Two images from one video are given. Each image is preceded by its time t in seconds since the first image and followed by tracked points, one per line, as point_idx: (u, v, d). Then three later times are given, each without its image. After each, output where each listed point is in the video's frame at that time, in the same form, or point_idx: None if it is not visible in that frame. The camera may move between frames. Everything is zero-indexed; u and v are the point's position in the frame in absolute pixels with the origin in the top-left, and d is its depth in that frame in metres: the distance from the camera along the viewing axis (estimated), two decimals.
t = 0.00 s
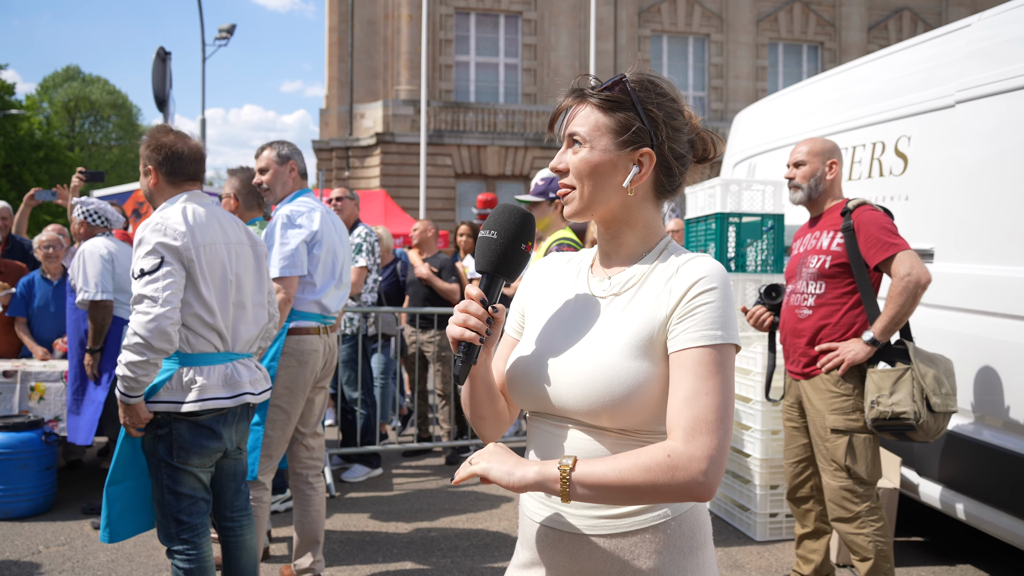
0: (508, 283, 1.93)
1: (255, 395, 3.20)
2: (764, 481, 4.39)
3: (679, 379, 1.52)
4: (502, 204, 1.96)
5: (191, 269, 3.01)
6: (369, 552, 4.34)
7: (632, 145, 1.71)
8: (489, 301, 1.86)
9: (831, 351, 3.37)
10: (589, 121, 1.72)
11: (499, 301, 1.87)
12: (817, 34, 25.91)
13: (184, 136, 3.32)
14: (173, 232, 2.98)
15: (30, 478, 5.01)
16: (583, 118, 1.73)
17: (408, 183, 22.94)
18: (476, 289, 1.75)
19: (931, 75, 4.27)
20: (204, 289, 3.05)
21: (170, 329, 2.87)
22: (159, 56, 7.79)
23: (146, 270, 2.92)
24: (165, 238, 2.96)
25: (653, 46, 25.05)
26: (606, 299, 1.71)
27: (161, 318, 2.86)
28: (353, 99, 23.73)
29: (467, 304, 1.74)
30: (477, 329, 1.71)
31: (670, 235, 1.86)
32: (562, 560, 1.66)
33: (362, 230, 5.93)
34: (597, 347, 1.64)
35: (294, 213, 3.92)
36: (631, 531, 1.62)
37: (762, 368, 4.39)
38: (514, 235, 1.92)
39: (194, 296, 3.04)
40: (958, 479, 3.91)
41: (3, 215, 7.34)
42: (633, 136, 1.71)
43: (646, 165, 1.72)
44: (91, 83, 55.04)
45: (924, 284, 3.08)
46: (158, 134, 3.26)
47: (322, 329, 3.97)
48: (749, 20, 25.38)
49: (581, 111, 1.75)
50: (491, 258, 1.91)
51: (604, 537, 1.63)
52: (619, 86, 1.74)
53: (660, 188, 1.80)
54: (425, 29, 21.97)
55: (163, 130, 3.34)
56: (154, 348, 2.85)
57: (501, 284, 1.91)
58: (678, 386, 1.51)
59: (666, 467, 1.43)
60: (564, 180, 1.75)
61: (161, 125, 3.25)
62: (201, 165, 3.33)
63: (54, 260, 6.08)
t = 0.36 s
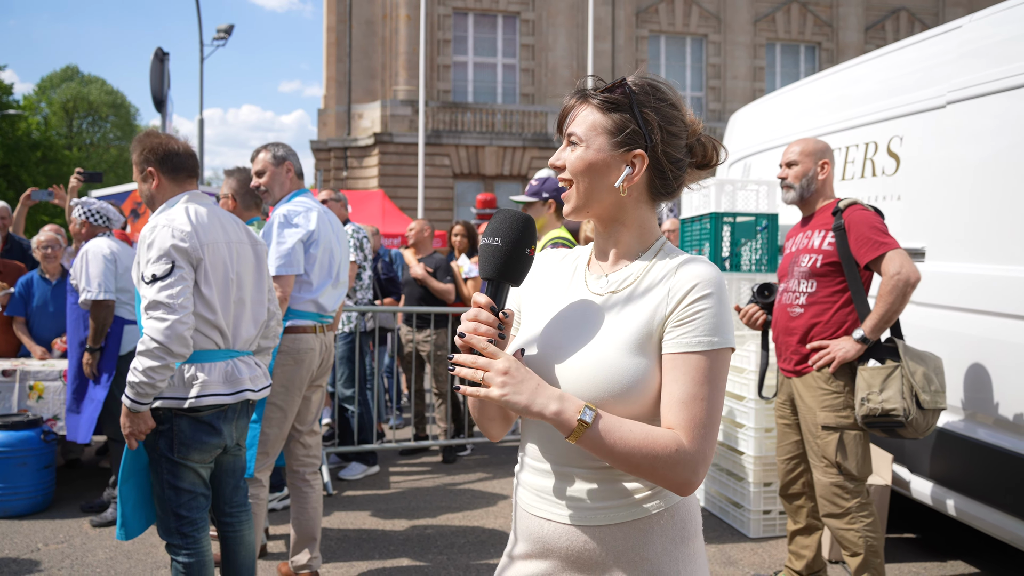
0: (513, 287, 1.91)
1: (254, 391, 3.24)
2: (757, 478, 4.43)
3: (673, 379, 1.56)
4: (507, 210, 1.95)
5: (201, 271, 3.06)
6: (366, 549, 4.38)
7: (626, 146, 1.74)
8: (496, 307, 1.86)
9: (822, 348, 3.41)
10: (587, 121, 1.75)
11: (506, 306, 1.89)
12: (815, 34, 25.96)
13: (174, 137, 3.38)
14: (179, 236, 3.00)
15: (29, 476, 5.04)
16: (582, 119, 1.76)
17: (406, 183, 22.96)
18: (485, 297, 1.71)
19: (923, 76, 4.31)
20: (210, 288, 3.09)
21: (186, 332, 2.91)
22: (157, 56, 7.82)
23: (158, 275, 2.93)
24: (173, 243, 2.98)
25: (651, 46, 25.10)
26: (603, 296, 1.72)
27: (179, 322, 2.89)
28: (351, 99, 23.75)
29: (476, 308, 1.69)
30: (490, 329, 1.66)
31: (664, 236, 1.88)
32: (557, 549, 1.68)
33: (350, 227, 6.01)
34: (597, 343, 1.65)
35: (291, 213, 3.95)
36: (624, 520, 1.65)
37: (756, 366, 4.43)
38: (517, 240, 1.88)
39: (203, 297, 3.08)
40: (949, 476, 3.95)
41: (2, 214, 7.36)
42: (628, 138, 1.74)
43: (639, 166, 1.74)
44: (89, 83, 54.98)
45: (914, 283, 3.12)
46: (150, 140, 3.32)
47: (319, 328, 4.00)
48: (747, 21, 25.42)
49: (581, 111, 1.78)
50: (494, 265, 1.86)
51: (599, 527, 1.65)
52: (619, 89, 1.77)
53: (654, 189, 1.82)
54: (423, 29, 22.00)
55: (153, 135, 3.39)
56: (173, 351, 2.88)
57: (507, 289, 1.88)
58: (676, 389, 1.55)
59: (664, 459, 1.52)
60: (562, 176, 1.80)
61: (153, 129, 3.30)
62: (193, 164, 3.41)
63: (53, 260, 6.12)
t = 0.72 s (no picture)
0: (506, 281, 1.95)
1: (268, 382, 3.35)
2: (747, 473, 4.50)
3: (642, 372, 1.63)
4: (498, 207, 1.99)
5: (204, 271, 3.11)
6: (361, 544, 4.43)
7: (610, 149, 1.80)
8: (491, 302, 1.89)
9: (808, 345, 3.47)
10: (571, 128, 1.81)
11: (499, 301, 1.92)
12: (811, 35, 26.04)
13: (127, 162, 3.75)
14: (178, 237, 3.02)
15: (27, 473, 5.09)
16: (566, 126, 1.82)
17: (404, 183, 23.01)
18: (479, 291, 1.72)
19: (908, 77, 4.37)
20: (206, 287, 3.12)
21: (179, 331, 2.93)
22: (154, 57, 7.87)
23: (157, 276, 2.96)
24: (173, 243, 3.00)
25: (649, 47, 25.19)
26: (587, 292, 1.77)
27: (173, 322, 2.92)
28: (349, 100, 23.81)
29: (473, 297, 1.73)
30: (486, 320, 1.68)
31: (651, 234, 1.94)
32: (539, 533, 1.74)
33: (344, 226, 6.07)
34: (579, 335, 1.71)
35: (288, 212, 4.00)
36: (602, 506, 1.71)
37: (745, 363, 4.50)
38: (506, 237, 1.92)
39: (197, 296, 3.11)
40: (934, 471, 4.02)
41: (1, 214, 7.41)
42: (611, 141, 1.79)
43: (623, 168, 1.80)
44: (87, 83, 54.97)
45: (897, 280, 3.19)
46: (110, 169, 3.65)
47: (316, 325, 4.06)
48: (743, 21, 25.50)
49: (565, 119, 1.84)
50: (486, 261, 1.91)
51: (579, 513, 1.71)
52: (599, 95, 1.83)
53: (640, 187, 1.88)
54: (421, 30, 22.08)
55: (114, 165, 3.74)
56: (163, 349, 2.89)
57: (500, 283, 1.93)
58: (647, 381, 1.62)
59: (627, 449, 1.60)
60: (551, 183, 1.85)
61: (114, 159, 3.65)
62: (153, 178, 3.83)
63: (52, 259, 6.18)
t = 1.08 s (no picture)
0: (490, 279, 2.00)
1: (275, 376, 3.41)
2: (738, 469, 4.56)
3: (625, 360, 1.69)
4: (484, 208, 2.03)
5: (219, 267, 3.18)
6: (357, 538, 4.49)
7: (597, 148, 1.85)
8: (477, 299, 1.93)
9: (796, 341, 3.53)
10: (558, 127, 1.85)
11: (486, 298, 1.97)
12: (809, 36, 26.11)
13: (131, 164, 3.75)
14: (198, 237, 3.07)
15: (26, 469, 5.14)
16: (553, 126, 1.86)
17: (402, 183, 23.07)
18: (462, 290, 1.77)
19: (897, 77, 4.43)
20: (223, 283, 3.19)
21: (215, 327, 3.01)
22: (153, 57, 7.92)
23: (183, 276, 3.01)
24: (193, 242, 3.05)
25: (646, 47, 25.25)
26: (569, 284, 1.83)
27: (208, 319, 2.99)
28: (348, 99, 23.86)
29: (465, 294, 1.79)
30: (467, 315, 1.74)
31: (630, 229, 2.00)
32: (525, 517, 1.79)
33: (348, 231, 6.11)
34: (562, 325, 1.76)
35: (284, 212, 4.05)
36: (583, 490, 1.76)
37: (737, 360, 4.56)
38: (489, 236, 1.98)
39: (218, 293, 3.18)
40: (922, 466, 4.07)
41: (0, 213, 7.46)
42: (598, 141, 1.85)
43: (610, 167, 1.87)
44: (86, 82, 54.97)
45: (882, 278, 3.24)
46: (118, 172, 3.66)
47: (312, 322, 4.11)
48: (742, 22, 25.56)
49: (551, 118, 1.88)
50: (471, 260, 1.96)
51: (562, 497, 1.77)
52: (585, 96, 1.88)
53: (623, 186, 1.94)
54: (419, 30, 22.14)
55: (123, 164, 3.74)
56: (205, 346, 2.98)
57: (485, 281, 1.97)
58: (628, 369, 1.68)
59: (611, 434, 1.66)
60: (539, 180, 1.90)
61: (122, 161, 3.65)
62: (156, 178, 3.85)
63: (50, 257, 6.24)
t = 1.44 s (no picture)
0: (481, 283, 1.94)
1: (264, 378, 3.44)
2: (729, 467, 4.60)
3: (611, 357, 1.73)
4: (477, 213, 1.98)
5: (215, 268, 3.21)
6: (351, 535, 4.52)
7: (600, 151, 1.89)
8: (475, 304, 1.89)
9: (784, 339, 3.58)
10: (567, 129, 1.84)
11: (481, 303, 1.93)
12: (805, 35, 26.18)
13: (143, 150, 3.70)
14: (197, 237, 3.11)
15: (23, 467, 5.17)
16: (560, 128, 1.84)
17: (399, 183, 23.10)
18: (461, 294, 1.76)
19: (888, 78, 4.47)
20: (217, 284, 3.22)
21: (190, 331, 3.01)
22: (149, 58, 7.94)
23: (172, 273, 3.04)
24: (190, 242, 3.09)
25: (643, 47, 25.31)
26: (552, 284, 1.85)
27: (184, 321, 3.00)
28: (345, 99, 23.88)
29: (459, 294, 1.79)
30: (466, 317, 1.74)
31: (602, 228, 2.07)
32: (514, 508, 1.83)
33: (345, 231, 6.15)
34: (551, 323, 1.79)
35: (273, 212, 4.10)
36: (569, 480, 1.80)
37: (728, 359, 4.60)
38: (485, 239, 1.93)
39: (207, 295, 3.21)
40: (910, 463, 4.12)
41: None
42: (601, 144, 1.89)
43: (610, 168, 1.93)
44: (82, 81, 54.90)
45: (868, 277, 3.27)
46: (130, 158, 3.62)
47: (303, 321, 4.14)
48: (738, 22, 25.62)
49: (553, 120, 1.85)
50: (467, 264, 1.91)
51: (551, 488, 1.80)
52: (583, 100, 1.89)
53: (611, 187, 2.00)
54: (416, 31, 22.17)
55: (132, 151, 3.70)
56: (175, 348, 2.98)
57: (479, 286, 1.93)
58: (615, 366, 1.72)
59: (602, 427, 1.70)
60: (540, 181, 1.86)
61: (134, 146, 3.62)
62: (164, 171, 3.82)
63: (46, 257, 6.26)
